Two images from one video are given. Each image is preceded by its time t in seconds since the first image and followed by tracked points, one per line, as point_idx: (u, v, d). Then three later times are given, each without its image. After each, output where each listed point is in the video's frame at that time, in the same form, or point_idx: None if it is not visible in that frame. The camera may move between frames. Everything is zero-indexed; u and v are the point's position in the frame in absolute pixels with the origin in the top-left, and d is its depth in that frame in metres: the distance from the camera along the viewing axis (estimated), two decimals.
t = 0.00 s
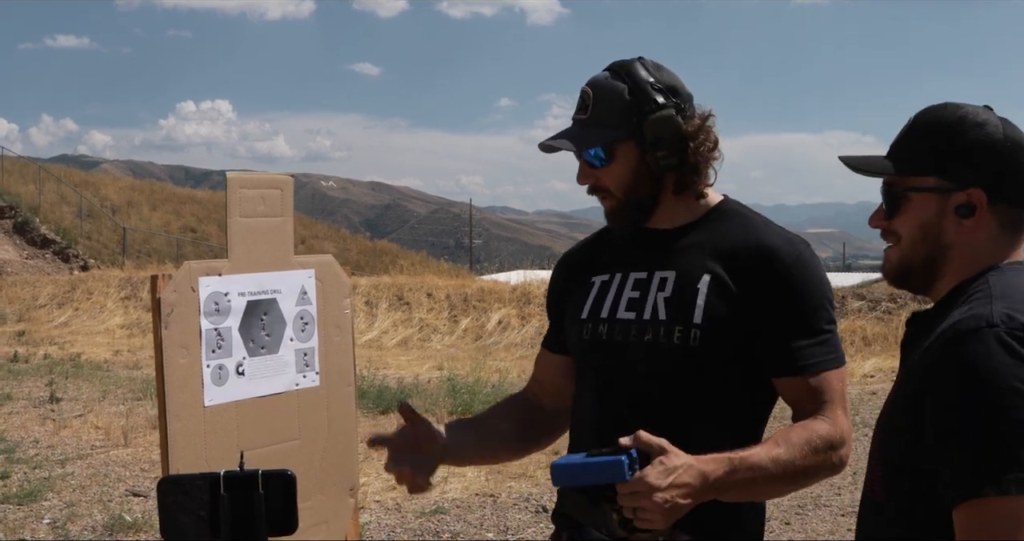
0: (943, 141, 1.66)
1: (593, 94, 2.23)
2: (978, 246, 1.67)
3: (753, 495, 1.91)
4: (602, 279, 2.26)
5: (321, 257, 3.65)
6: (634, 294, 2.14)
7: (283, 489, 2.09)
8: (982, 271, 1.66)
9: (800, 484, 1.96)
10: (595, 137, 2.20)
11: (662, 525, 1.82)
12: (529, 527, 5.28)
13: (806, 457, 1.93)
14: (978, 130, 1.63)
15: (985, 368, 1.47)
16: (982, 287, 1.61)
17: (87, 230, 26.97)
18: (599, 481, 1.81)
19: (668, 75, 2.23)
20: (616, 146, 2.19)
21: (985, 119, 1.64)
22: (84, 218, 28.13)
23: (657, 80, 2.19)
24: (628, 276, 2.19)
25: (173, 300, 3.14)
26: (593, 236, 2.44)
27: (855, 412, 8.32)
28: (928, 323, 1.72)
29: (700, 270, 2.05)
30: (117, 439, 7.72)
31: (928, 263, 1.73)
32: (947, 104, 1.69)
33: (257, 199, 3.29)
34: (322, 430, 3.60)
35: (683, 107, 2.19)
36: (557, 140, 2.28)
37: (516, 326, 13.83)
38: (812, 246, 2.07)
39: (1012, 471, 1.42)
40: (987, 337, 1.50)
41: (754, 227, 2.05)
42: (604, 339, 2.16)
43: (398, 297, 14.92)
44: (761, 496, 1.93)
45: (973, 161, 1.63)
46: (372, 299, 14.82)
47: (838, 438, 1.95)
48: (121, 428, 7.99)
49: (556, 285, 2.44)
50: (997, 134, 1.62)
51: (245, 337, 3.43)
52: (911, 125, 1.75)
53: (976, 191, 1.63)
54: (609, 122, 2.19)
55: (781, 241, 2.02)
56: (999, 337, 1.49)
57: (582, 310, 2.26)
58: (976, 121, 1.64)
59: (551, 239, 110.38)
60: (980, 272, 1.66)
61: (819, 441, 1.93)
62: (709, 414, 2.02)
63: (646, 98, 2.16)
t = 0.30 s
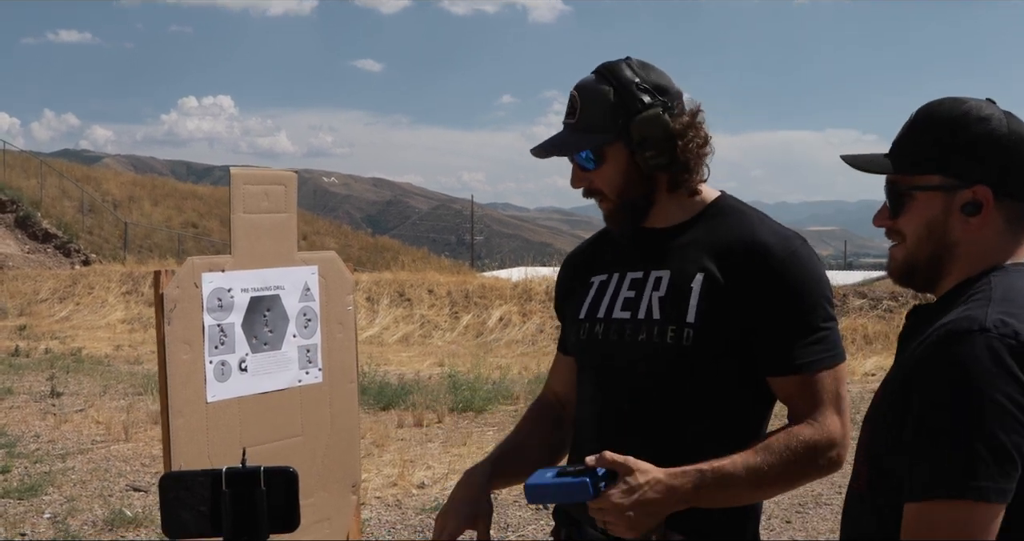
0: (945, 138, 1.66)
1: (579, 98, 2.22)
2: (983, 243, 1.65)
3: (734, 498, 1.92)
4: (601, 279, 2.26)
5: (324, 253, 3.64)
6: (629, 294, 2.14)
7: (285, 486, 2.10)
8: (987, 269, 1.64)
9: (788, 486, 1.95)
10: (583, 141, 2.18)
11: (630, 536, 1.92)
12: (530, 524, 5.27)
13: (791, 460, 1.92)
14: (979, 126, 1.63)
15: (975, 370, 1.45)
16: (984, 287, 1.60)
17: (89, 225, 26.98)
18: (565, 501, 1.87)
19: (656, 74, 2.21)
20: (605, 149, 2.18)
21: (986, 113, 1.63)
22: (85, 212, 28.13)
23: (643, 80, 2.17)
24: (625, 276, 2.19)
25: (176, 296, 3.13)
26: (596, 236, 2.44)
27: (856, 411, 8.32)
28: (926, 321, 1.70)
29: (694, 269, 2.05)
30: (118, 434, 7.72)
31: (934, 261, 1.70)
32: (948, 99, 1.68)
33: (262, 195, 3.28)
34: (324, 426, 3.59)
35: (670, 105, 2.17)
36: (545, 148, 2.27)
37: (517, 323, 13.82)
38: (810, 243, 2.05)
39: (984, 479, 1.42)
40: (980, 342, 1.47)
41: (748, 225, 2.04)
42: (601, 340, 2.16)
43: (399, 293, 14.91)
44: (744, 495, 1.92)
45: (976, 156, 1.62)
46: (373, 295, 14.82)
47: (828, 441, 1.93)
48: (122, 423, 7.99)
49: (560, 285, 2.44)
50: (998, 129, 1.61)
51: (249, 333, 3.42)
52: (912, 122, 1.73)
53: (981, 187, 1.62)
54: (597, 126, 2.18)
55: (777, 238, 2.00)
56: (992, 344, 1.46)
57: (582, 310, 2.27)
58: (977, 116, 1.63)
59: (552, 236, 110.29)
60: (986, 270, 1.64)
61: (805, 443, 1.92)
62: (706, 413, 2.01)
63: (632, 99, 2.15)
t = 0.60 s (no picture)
0: (934, 136, 1.65)
1: (588, 97, 2.22)
2: (972, 240, 1.64)
3: (729, 496, 1.93)
4: (609, 276, 2.26)
5: (327, 252, 3.64)
6: (634, 293, 2.15)
7: (288, 483, 2.10)
8: (977, 268, 1.63)
9: (783, 489, 1.94)
10: (591, 141, 2.18)
11: (618, 527, 1.95)
12: (532, 522, 5.28)
13: (789, 462, 1.92)
14: (970, 123, 1.62)
15: (970, 369, 1.45)
16: (976, 286, 1.59)
17: (89, 224, 26.96)
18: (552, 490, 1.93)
19: (665, 73, 2.20)
20: (613, 149, 2.18)
21: (976, 111, 1.63)
22: (86, 212, 28.10)
23: (651, 80, 2.16)
24: (632, 275, 2.19)
25: (180, 294, 3.13)
26: (605, 233, 2.44)
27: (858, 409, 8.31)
28: (919, 321, 1.69)
29: (699, 269, 2.05)
30: (119, 433, 7.72)
31: (922, 259, 1.70)
32: (939, 97, 1.68)
33: (265, 193, 3.29)
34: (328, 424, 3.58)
35: (679, 105, 2.15)
36: (554, 147, 2.27)
37: (518, 321, 13.82)
38: (815, 245, 2.04)
39: (978, 478, 1.42)
40: (974, 341, 1.47)
41: (754, 226, 2.03)
42: (605, 337, 2.16)
43: (399, 292, 14.90)
44: (737, 494, 1.93)
45: (966, 154, 1.62)
46: (374, 294, 14.82)
47: (826, 446, 1.92)
48: (123, 422, 7.99)
49: (569, 282, 2.45)
50: (989, 127, 1.61)
51: (252, 331, 3.41)
52: (903, 121, 1.73)
53: (971, 185, 1.61)
54: (605, 125, 2.18)
55: (781, 240, 1.99)
56: (987, 342, 1.46)
57: (588, 307, 2.27)
58: (968, 114, 1.63)
59: (552, 234, 110.24)
60: (977, 269, 1.63)
61: (800, 446, 1.92)
62: (708, 413, 2.01)
63: (640, 99, 2.14)
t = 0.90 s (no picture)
0: (917, 134, 1.67)
1: (593, 93, 2.23)
2: (958, 237, 1.66)
3: (725, 497, 1.95)
4: (611, 273, 2.28)
5: (326, 252, 3.66)
6: (635, 292, 2.16)
7: (288, 481, 2.12)
8: (964, 266, 1.65)
9: (782, 489, 1.96)
10: (595, 138, 2.20)
11: (615, 527, 1.96)
12: (531, 522, 5.28)
13: (787, 464, 1.93)
14: (955, 121, 1.64)
15: (973, 365, 1.46)
16: (967, 283, 1.61)
17: (88, 226, 26.93)
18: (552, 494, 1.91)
19: (671, 72, 2.20)
20: (617, 146, 2.19)
21: (959, 110, 1.64)
22: (84, 214, 28.07)
23: (657, 78, 2.17)
24: (634, 273, 2.21)
25: (179, 295, 3.15)
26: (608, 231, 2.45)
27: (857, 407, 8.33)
28: (912, 321, 1.71)
29: (699, 269, 2.06)
30: (118, 435, 7.73)
31: (910, 258, 1.71)
32: (923, 96, 1.70)
33: (263, 194, 3.33)
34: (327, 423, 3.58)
35: (683, 104, 2.16)
36: (559, 143, 2.29)
37: (516, 321, 13.84)
38: (816, 246, 2.06)
39: (987, 473, 1.43)
40: (974, 338, 1.48)
41: (756, 228, 2.04)
42: (605, 335, 2.18)
43: (398, 292, 14.92)
44: (734, 495, 1.94)
45: (951, 152, 1.63)
46: (372, 294, 14.83)
47: (824, 446, 1.94)
48: (123, 424, 8.00)
49: (571, 278, 2.46)
50: (973, 125, 1.62)
51: (252, 331, 3.39)
52: (888, 121, 1.75)
53: (957, 182, 1.63)
54: (609, 122, 2.19)
55: (781, 241, 2.01)
56: (988, 339, 1.47)
57: (589, 304, 2.29)
58: (952, 113, 1.64)
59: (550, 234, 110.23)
60: (964, 266, 1.65)
61: (798, 447, 1.93)
62: (706, 412, 2.02)
63: (645, 97, 2.15)
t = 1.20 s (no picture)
0: (914, 133, 1.70)
1: (589, 92, 2.27)
2: (956, 234, 1.69)
3: (725, 494, 1.98)
4: (608, 271, 2.31)
5: (329, 251, 3.68)
6: (633, 290, 2.19)
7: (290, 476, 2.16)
8: (964, 263, 1.68)
9: (782, 484, 1.99)
10: (590, 136, 2.23)
11: (618, 525, 1.98)
12: (530, 520, 5.32)
13: (787, 459, 1.96)
14: (951, 119, 1.67)
15: (977, 359, 1.49)
16: (968, 279, 1.64)
17: (85, 226, 26.92)
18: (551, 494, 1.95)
19: (666, 71, 2.24)
20: (613, 144, 2.22)
21: (956, 108, 1.68)
22: (81, 214, 28.05)
23: (652, 77, 2.20)
24: (630, 272, 2.24)
25: (185, 293, 3.18)
26: (604, 230, 2.48)
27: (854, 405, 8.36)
28: (912, 318, 1.74)
29: (696, 267, 2.09)
30: (117, 434, 7.75)
31: (909, 255, 1.75)
32: (921, 96, 1.73)
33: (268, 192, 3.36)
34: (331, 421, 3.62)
35: (679, 102, 2.20)
36: (555, 141, 2.32)
37: (514, 320, 13.86)
38: (812, 243, 2.09)
39: (991, 465, 1.46)
40: (978, 333, 1.52)
41: (752, 225, 2.07)
42: (604, 332, 2.21)
43: (396, 292, 14.95)
44: (735, 491, 1.97)
45: (948, 149, 1.66)
46: (370, 294, 14.85)
47: (823, 442, 1.97)
48: (122, 423, 8.02)
49: (568, 277, 2.49)
50: (969, 123, 1.65)
51: (256, 330, 3.42)
52: (886, 121, 1.78)
53: (954, 180, 1.66)
54: (604, 121, 2.22)
55: (777, 238, 2.04)
56: (991, 333, 1.51)
57: (587, 302, 2.32)
58: (949, 112, 1.68)
59: (547, 234, 110.27)
60: (964, 263, 1.68)
61: (798, 441, 1.97)
62: (704, 408, 2.05)
63: (640, 95, 2.18)
